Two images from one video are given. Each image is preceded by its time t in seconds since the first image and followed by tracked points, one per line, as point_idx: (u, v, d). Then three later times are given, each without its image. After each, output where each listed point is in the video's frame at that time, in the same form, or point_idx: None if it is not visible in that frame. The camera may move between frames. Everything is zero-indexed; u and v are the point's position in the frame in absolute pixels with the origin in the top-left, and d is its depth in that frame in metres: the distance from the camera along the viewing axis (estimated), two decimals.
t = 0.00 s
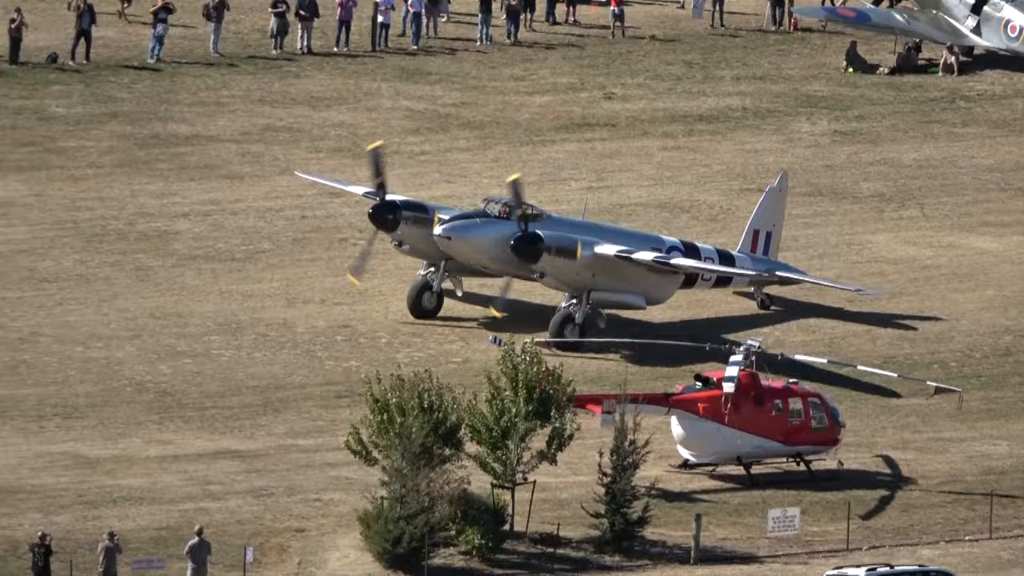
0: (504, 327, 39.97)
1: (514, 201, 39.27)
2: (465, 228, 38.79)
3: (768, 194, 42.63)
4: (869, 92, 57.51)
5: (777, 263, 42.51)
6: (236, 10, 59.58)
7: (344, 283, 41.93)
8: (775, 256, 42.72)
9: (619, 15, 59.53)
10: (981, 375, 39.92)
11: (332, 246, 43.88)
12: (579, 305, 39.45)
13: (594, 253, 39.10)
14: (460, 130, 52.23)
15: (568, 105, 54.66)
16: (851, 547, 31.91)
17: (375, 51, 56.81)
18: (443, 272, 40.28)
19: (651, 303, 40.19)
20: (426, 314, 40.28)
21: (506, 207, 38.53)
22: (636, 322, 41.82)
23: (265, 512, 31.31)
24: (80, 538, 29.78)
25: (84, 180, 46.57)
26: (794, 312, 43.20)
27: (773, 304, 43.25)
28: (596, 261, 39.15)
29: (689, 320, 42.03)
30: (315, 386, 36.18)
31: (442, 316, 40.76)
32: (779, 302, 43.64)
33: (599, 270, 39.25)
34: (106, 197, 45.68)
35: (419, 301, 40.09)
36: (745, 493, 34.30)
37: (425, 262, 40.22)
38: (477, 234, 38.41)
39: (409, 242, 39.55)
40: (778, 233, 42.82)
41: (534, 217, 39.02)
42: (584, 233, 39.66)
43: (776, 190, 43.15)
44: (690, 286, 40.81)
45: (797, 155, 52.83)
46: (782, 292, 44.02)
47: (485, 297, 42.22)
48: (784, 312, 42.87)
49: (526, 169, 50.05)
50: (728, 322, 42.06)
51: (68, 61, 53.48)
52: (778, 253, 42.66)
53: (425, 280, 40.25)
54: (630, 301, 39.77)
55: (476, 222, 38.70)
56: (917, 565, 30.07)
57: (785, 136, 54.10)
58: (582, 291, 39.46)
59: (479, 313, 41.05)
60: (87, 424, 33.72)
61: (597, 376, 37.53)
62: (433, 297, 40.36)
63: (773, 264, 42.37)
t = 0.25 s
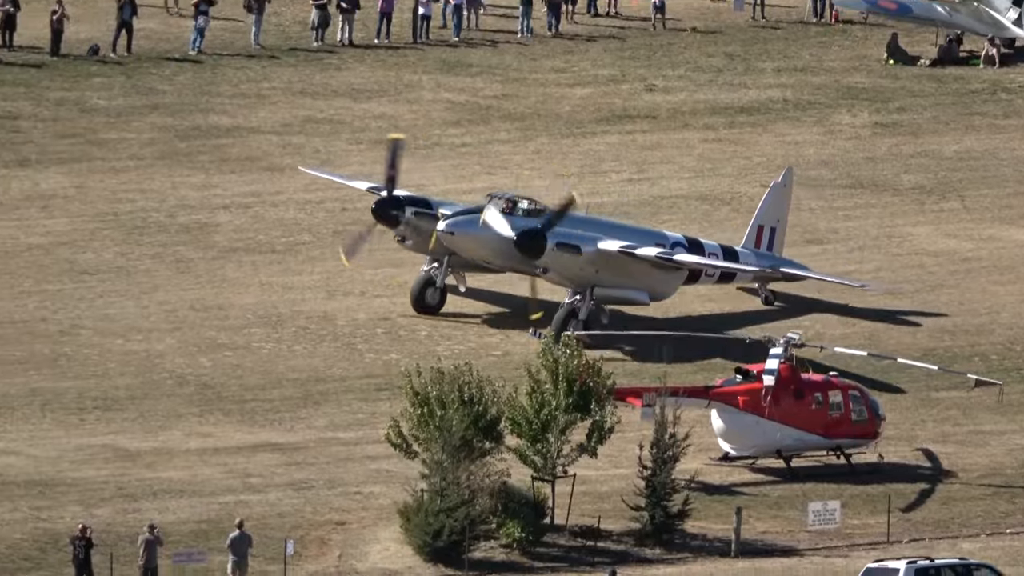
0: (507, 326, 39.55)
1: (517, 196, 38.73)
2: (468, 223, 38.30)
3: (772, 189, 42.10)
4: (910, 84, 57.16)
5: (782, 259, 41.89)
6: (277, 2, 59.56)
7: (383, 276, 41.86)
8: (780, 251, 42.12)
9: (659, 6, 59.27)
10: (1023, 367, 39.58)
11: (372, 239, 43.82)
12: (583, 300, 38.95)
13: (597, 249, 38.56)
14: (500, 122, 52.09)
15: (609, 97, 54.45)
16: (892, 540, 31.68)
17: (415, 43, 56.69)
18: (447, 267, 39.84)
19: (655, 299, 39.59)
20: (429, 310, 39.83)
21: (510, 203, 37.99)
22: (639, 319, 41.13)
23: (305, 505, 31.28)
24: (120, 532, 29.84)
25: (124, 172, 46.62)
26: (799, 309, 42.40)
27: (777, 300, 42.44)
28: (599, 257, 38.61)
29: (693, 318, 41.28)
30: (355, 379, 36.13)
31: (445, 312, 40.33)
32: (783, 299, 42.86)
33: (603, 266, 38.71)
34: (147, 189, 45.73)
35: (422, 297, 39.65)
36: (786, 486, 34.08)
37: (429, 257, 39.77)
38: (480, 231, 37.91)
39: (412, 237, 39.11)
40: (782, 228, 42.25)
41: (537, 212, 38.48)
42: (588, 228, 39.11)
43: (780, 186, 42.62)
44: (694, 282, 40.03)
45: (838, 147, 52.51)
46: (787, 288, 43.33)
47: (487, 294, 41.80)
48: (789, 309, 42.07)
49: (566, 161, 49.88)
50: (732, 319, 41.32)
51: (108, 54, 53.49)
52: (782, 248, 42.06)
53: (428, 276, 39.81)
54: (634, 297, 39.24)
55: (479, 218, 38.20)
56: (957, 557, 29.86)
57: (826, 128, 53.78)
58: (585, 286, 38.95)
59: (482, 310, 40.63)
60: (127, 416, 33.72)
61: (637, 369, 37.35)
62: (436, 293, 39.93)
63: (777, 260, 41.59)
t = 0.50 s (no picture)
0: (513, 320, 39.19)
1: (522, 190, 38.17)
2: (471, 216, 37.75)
3: (777, 183, 41.63)
4: (954, 74, 56.84)
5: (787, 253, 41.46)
6: None
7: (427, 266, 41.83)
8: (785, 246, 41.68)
9: None
10: None
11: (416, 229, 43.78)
12: (586, 294, 38.22)
13: (601, 243, 37.85)
14: (544, 112, 51.97)
15: (652, 87, 54.25)
16: (936, 530, 31.52)
17: (459, 34, 56.58)
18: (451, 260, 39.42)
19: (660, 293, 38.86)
20: (433, 303, 39.49)
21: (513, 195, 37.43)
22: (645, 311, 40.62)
23: (349, 495, 31.32)
24: (165, 521, 30.00)
25: (168, 162, 46.71)
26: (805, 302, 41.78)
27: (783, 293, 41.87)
28: (603, 249, 37.92)
29: (698, 310, 40.75)
30: (399, 369, 36.14)
31: (450, 305, 39.97)
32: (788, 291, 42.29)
33: (607, 259, 37.98)
34: (192, 179, 45.82)
35: (426, 291, 39.31)
36: (830, 476, 33.91)
37: (432, 250, 39.35)
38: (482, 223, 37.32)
39: (416, 231, 38.63)
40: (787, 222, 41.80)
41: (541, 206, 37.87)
42: (593, 221, 38.44)
43: (785, 179, 42.16)
44: (698, 275, 39.59)
45: (882, 138, 52.22)
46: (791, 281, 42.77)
47: (493, 284, 41.35)
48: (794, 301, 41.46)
49: (610, 152, 49.74)
50: (738, 311, 40.71)
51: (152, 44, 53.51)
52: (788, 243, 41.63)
53: (432, 269, 39.40)
54: (638, 291, 38.47)
55: (482, 210, 37.64)
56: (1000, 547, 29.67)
57: (870, 119, 53.48)
58: (590, 280, 38.22)
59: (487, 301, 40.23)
60: (172, 406, 33.76)
61: (680, 358, 37.22)
62: (439, 286, 39.56)
63: (782, 253, 41.16)
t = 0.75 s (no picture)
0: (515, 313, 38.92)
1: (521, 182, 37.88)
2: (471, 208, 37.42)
3: (780, 174, 41.09)
4: (992, 63, 56.58)
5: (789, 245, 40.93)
6: None
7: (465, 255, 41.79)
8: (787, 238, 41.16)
9: None
10: None
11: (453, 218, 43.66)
12: (586, 286, 37.96)
13: (601, 235, 37.65)
14: (583, 101, 51.82)
15: (691, 76, 54.07)
16: (974, 519, 31.35)
17: (497, 22, 56.47)
18: (451, 253, 39.14)
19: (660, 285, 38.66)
20: (433, 295, 39.12)
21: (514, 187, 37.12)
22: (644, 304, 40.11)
23: (387, 484, 31.31)
24: (202, 510, 30.11)
25: (206, 150, 46.73)
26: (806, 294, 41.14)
27: (785, 286, 41.25)
28: (604, 241, 37.71)
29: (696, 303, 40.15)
30: (437, 357, 36.12)
31: (450, 298, 39.64)
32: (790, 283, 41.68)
33: (607, 251, 37.78)
34: (230, 167, 45.86)
35: (426, 283, 38.94)
36: (867, 465, 33.73)
37: (433, 243, 39.08)
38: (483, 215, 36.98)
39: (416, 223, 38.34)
40: (790, 214, 41.28)
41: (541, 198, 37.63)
42: (593, 213, 38.23)
43: (788, 170, 41.63)
44: (700, 268, 39.12)
45: (920, 127, 51.93)
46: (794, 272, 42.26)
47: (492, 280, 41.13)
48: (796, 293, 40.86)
49: (649, 140, 49.57)
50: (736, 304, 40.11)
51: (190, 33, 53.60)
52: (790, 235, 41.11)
53: (433, 261, 39.10)
54: (637, 283, 38.29)
55: (482, 202, 37.32)
56: None
57: (909, 108, 53.21)
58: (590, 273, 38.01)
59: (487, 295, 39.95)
60: (209, 395, 33.78)
61: (718, 347, 37.07)
62: (440, 278, 39.21)
63: (784, 246, 40.56)
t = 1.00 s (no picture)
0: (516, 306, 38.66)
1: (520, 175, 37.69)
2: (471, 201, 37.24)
3: (783, 168, 40.72)
4: None
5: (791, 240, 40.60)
6: None
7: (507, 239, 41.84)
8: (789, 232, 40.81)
9: None
10: None
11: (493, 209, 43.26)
12: (586, 280, 37.78)
13: (601, 229, 37.47)
14: (623, 92, 51.63)
15: (730, 66, 53.89)
16: (1014, 510, 31.16)
17: (538, 13, 56.48)
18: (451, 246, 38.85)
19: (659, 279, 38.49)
20: (434, 289, 38.88)
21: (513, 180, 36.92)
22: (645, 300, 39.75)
23: (426, 473, 31.31)
24: (241, 500, 30.18)
25: (246, 140, 46.77)
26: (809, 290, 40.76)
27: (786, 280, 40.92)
28: (603, 236, 37.53)
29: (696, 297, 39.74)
30: (477, 347, 36.11)
31: (450, 291, 39.36)
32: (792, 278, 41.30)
33: (606, 246, 37.61)
34: (269, 157, 45.89)
35: (426, 277, 38.68)
36: (907, 455, 33.55)
37: (433, 236, 38.79)
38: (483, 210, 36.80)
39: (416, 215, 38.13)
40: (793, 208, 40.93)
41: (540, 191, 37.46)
42: (592, 207, 38.07)
43: (791, 164, 41.28)
44: (701, 261, 39.02)
45: (961, 117, 51.61)
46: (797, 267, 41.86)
47: (492, 272, 40.87)
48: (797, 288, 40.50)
49: (689, 131, 49.38)
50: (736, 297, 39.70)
51: (230, 23, 53.91)
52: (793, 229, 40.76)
53: (433, 255, 38.82)
54: (637, 277, 38.15)
55: (482, 196, 37.14)
56: None
57: (949, 98, 52.91)
58: (589, 266, 37.85)
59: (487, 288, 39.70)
60: (248, 385, 33.82)
61: (758, 337, 36.92)
62: (441, 272, 38.94)
63: (786, 240, 40.43)
